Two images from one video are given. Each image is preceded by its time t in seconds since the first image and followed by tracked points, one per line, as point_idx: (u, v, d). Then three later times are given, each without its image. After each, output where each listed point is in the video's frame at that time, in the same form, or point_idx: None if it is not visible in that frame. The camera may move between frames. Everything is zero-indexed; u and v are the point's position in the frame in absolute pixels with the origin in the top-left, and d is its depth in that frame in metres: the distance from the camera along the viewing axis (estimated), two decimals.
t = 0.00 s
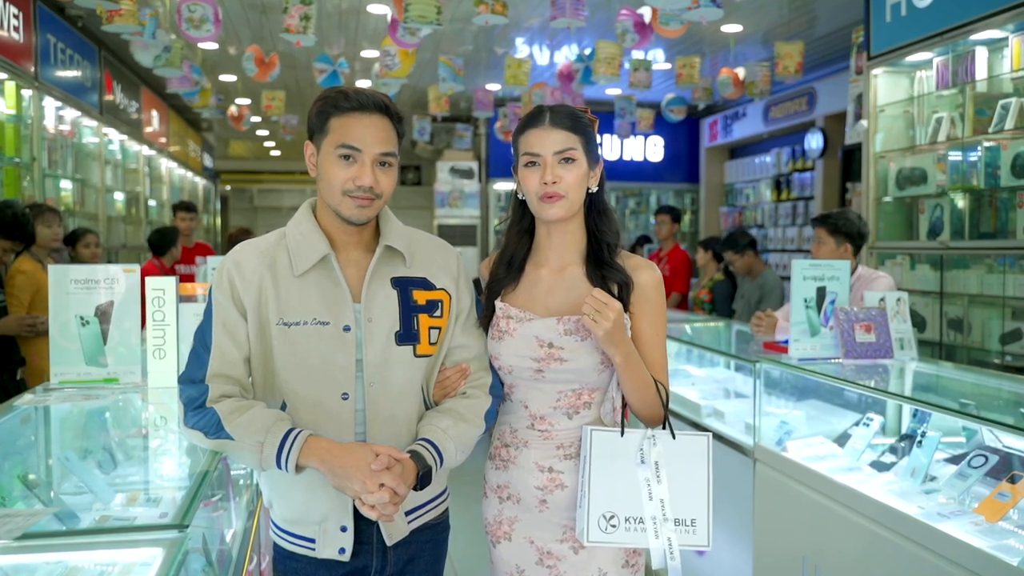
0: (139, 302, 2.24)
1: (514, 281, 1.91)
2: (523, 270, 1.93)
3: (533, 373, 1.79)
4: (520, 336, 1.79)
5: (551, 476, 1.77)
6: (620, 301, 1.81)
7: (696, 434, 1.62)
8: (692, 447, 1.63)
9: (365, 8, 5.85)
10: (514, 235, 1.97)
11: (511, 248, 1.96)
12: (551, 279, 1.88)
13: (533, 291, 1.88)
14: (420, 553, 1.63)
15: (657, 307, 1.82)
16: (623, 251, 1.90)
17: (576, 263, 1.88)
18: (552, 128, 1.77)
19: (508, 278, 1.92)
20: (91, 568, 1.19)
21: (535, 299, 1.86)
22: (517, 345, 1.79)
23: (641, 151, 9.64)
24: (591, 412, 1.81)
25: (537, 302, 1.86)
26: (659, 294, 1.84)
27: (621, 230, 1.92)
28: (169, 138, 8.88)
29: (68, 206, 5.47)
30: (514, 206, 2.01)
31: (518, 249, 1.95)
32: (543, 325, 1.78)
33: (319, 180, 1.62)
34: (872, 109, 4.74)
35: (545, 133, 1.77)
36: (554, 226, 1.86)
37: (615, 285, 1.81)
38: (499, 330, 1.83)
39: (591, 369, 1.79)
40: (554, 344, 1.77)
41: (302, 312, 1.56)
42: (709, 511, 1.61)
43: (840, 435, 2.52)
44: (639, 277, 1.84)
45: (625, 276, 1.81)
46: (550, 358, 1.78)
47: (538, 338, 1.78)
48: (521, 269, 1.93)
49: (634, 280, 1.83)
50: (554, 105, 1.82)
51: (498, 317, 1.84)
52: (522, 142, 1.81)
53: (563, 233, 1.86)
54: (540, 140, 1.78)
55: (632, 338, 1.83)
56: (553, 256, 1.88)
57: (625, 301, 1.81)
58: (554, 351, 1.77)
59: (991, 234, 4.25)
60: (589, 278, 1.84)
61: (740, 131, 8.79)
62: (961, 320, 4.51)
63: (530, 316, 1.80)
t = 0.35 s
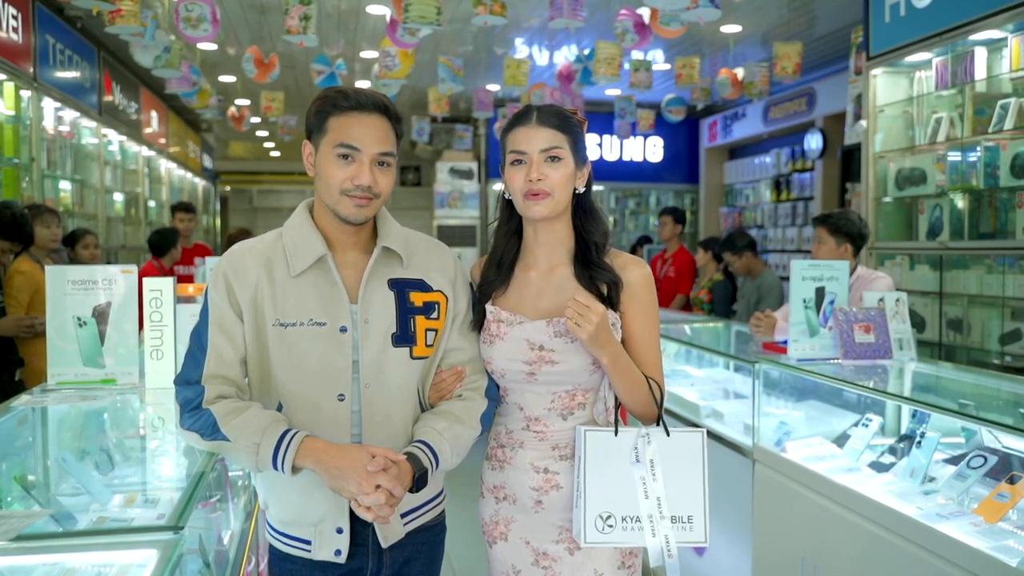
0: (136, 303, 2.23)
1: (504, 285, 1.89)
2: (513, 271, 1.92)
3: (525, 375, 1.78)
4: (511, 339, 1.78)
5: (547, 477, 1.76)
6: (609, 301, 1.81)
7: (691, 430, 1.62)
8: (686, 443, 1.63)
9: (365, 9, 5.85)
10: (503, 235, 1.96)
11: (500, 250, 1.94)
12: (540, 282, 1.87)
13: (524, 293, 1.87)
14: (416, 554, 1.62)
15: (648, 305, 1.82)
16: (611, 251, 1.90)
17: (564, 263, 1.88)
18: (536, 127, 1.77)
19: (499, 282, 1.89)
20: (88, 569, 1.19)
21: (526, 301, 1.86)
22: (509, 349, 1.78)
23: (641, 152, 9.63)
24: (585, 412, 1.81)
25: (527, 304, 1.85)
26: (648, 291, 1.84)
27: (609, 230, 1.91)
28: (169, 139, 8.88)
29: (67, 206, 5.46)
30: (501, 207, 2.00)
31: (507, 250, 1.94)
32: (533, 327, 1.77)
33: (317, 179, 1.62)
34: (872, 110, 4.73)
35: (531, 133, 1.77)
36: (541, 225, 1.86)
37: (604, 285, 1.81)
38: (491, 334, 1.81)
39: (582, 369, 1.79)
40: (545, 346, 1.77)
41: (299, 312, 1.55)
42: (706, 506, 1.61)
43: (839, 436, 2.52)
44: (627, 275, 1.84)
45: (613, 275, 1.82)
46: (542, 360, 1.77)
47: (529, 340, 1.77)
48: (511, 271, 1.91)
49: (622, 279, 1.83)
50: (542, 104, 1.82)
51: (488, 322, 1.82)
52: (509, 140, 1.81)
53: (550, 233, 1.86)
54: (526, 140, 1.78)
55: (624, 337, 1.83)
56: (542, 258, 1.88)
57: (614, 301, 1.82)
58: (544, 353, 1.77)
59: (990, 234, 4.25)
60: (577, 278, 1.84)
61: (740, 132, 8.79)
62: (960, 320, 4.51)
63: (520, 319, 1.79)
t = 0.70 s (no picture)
0: (134, 303, 2.23)
1: (500, 280, 1.89)
2: (509, 269, 1.91)
3: (521, 376, 1.78)
4: (506, 340, 1.77)
5: (543, 479, 1.76)
6: (605, 303, 1.81)
7: (686, 433, 1.61)
8: (681, 446, 1.62)
9: (364, 8, 5.84)
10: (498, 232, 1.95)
11: (497, 244, 1.93)
12: (534, 282, 1.87)
13: (519, 293, 1.87)
14: (412, 555, 1.62)
15: (643, 306, 1.82)
16: (606, 252, 1.90)
17: (560, 263, 1.87)
18: (535, 130, 1.77)
19: (495, 276, 1.89)
20: (84, 569, 1.18)
21: (521, 301, 1.85)
22: (503, 349, 1.77)
23: (641, 151, 9.62)
24: (581, 412, 1.81)
25: (521, 305, 1.85)
26: (643, 292, 1.84)
27: (607, 232, 1.90)
28: (169, 138, 8.87)
29: (66, 206, 5.46)
30: (499, 203, 1.99)
31: (504, 245, 1.92)
32: (528, 328, 1.77)
33: (313, 177, 1.62)
34: (872, 109, 4.72)
35: (529, 135, 1.77)
36: (535, 229, 1.85)
37: (599, 287, 1.81)
38: (485, 335, 1.80)
39: (578, 370, 1.78)
40: (540, 346, 1.76)
41: (293, 312, 1.55)
42: (699, 511, 1.59)
43: (838, 436, 2.51)
44: (623, 275, 1.83)
45: (608, 278, 1.81)
46: (537, 361, 1.77)
47: (524, 341, 1.76)
48: (507, 268, 1.90)
49: (618, 280, 1.83)
50: (543, 104, 1.81)
51: (483, 322, 1.81)
52: (508, 139, 1.80)
53: (545, 235, 1.86)
54: (523, 142, 1.77)
55: (620, 338, 1.83)
56: (536, 257, 1.87)
57: (609, 303, 1.81)
58: (540, 353, 1.76)
59: (991, 233, 4.24)
60: (571, 279, 1.84)
61: (740, 131, 8.78)
62: (960, 320, 4.50)
63: (516, 319, 1.79)
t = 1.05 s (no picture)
0: (130, 304, 2.21)
1: (502, 282, 1.88)
2: (510, 270, 1.90)
3: (522, 376, 1.77)
4: (507, 339, 1.77)
5: (543, 481, 1.75)
6: (608, 302, 1.80)
7: (687, 436, 1.60)
8: (682, 449, 1.61)
9: (364, 8, 5.83)
10: (501, 235, 1.95)
11: (498, 248, 1.93)
12: (537, 281, 1.86)
13: (521, 292, 1.86)
14: (409, 556, 1.61)
15: (646, 307, 1.81)
16: (609, 251, 1.89)
17: (562, 263, 1.86)
18: (539, 126, 1.76)
19: (496, 278, 1.89)
20: (80, 571, 1.17)
21: (522, 301, 1.85)
22: (505, 349, 1.77)
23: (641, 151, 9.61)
24: (582, 414, 1.79)
25: (523, 304, 1.84)
26: (647, 293, 1.82)
27: (611, 231, 1.90)
28: (168, 138, 8.87)
29: (65, 206, 5.46)
30: (501, 206, 1.98)
31: (506, 248, 1.92)
32: (530, 327, 1.76)
33: (309, 177, 1.61)
34: (872, 109, 4.70)
35: (533, 131, 1.76)
36: (541, 224, 1.84)
37: (603, 286, 1.80)
38: (487, 334, 1.80)
39: (580, 370, 1.77)
40: (542, 346, 1.76)
41: (289, 313, 1.54)
42: (700, 513, 1.59)
43: (838, 436, 2.50)
44: (627, 276, 1.82)
45: (612, 276, 1.80)
46: (538, 361, 1.76)
47: (526, 340, 1.76)
48: (508, 269, 1.90)
49: (621, 280, 1.82)
50: (543, 104, 1.81)
51: (485, 322, 1.82)
52: (512, 138, 1.80)
53: (549, 232, 1.85)
54: (530, 136, 1.77)
55: (622, 338, 1.82)
56: (538, 257, 1.87)
57: (613, 303, 1.80)
58: (541, 353, 1.76)
59: (991, 233, 4.23)
60: (575, 278, 1.83)
61: (740, 131, 8.77)
62: (961, 320, 4.49)
63: (518, 318, 1.79)
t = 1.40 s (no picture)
0: (120, 305, 2.20)
1: (499, 279, 1.90)
2: (509, 268, 1.91)
3: (517, 375, 1.76)
4: (504, 338, 1.77)
5: (536, 482, 1.74)
6: (605, 303, 1.79)
7: (683, 436, 1.60)
8: (678, 450, 1.61)
9: (360, 8, 5.83)
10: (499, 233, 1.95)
11: (496, 246, 1.94)
12: (534, 281, 1.86)
13: (518, 292, 1.86)
14: (400, 560, 1.60)
15: (642, 308, 1.80)
16: (607, 254, 1.89)
17: (560, 263, 1.86)
18: (535, 129, 1.75)
19: (494, 275, 1.90)
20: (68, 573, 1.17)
21: (520, 301, 1.84)
22: (502, 347, 1.77)
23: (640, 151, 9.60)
24: (576, 414, 1.78)
25: (520, 304, 1.84)
26: (643, 296, 1.81)
27: (608, 232, 1.89)
28: (166, 139, 8.87)
29: (61, 207, 5.45)
30: (500, 205, 1.99)
31: (504, 247, 1.93)
32: (527, 326, 1.76)
33: (300, 176, 1.60)
34: (869, 109, 4.70)
35: (529, 134, 1.75)
36: (538, 225, 1.84)
37: (599, 286, 1.80)
38: (483, 332, 1.80)
39: (575, 371, 1.76)
40: (538, 344, 1.75)
41: (279, 315, 1.54)
42: (695, 514, 1.59)
43: (833, 437, 2.49)
44: (623, 278, 1.82)
45: (609, 276, 1.80)
46: (535, 360, 1.75)
47: (523, 338, 1.76)
48: (506, 268, 1.91)
49: (618, 281, 1.81)
50: (539, 105, 1.80)
51: (482, 320, 1.82)
52: (508, 142, 1.79)
53: (548, 232, 1.84)
54: (526, 142, 1.76)
55: (618, 340, 1.81)
56: (536, 257, 1.86)
57: (610, 303, 1.79)
58: (538, 351, 1.75)
59: (988, 234, 4.22)
60: (572, 278, 1.83)
61: (739, 131, 8.76)
62: (957, 321, 4.48)
63: (514, 317, 1.79)
